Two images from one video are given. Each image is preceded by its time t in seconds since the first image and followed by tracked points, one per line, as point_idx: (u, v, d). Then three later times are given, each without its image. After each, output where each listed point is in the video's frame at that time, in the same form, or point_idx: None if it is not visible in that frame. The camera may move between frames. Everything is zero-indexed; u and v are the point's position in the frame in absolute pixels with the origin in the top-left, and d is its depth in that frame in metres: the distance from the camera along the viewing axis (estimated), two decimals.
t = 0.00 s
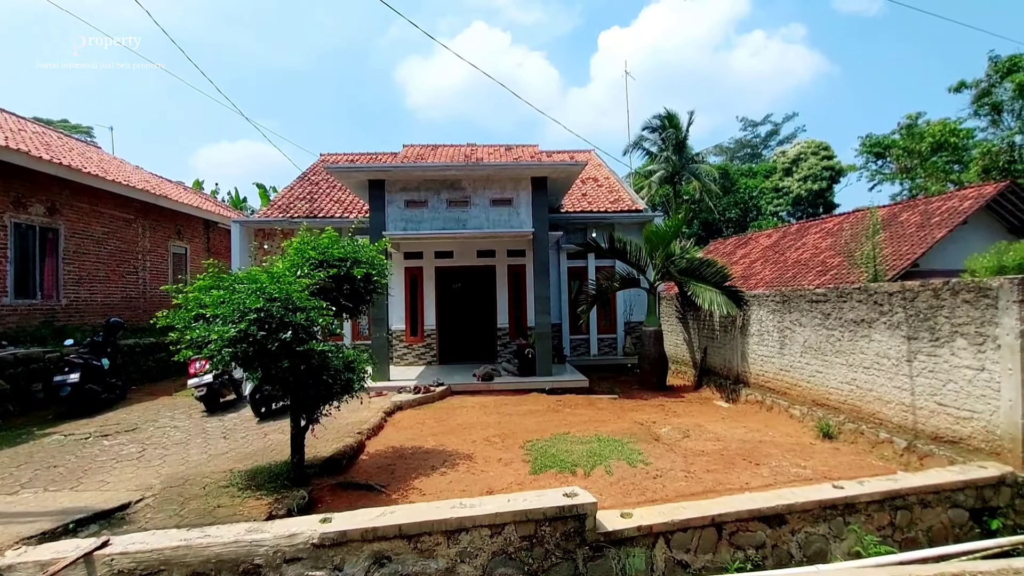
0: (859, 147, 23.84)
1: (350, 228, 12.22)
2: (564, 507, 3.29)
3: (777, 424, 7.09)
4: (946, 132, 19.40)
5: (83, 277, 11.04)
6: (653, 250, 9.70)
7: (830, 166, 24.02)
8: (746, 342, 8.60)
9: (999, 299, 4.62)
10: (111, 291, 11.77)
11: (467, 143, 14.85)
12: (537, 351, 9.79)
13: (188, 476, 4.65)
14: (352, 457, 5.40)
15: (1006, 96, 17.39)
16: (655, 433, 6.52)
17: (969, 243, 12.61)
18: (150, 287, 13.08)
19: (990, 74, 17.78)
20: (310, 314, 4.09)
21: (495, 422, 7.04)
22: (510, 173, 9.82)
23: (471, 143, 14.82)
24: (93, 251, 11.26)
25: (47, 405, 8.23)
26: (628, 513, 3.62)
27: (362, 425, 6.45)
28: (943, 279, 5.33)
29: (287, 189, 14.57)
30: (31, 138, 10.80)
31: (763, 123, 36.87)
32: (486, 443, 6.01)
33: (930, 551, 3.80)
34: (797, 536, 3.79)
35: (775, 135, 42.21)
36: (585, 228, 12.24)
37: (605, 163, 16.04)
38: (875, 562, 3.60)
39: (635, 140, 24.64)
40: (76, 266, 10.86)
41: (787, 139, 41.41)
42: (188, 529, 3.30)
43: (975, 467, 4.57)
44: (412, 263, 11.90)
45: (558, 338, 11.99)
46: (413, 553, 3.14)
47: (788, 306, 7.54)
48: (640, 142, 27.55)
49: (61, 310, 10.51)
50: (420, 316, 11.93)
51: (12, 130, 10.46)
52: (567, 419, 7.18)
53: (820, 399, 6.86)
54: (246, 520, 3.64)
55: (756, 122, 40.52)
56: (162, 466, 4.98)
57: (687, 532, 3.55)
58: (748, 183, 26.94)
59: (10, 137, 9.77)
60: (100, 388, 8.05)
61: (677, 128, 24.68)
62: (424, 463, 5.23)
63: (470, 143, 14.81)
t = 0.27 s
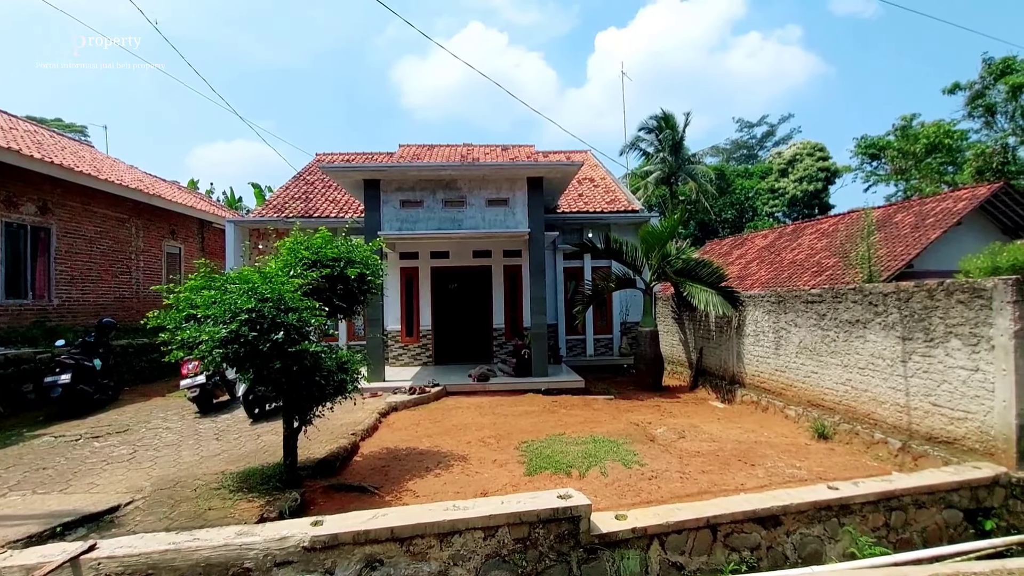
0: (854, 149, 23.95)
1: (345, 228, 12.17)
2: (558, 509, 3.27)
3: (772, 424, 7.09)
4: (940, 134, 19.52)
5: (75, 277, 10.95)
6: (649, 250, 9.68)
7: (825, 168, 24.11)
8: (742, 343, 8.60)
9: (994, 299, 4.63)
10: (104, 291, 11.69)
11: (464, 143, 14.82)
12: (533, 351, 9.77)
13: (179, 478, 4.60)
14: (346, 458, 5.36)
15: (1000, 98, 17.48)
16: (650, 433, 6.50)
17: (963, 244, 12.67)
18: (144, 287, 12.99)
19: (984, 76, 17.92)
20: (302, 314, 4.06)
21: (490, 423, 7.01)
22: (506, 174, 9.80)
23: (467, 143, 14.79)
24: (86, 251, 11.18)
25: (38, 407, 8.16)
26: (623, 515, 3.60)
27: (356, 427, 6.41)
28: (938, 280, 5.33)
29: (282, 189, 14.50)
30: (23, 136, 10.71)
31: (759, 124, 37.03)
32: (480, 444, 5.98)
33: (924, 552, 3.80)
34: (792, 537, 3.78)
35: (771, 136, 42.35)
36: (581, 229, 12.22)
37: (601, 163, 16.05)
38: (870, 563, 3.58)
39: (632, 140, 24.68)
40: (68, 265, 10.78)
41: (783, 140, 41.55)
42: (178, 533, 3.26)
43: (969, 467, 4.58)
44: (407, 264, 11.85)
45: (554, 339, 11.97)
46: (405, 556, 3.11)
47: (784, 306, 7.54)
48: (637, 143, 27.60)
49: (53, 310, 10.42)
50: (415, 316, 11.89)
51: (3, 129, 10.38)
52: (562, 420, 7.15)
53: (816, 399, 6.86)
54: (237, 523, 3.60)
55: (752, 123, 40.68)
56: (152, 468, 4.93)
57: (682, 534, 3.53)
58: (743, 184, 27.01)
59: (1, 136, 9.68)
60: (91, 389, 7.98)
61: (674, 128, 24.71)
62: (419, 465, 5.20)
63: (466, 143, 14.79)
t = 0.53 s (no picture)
0: (850, 150, 24.02)
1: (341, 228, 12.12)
2: (553, 511, 3.24)
3: (769, 425, 7.08)
4: (935, 135, 19.60)
5: (68, 276, 10.88)
6: (645, 250, 9.67)
7: (822, 169, 24.17)
8: (738, 343, 8.59)
9: (989, 300, 4.63)
10: (97, 291, 11.61)
11: (460, 143, 14.79)
12: (530, 351, 9.74)
13: (171, 480, 4.56)
14: (340, 459, 5.32)
15: (994, 99, 17.53)
16: (646, 434, 6.48)
17: (958, 245, 12.71)
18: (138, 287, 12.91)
19: (979, 78, 18.03)
20: (296, 314, 4.02)
21: (486, 423, 6.98)
22: (503, 174, 9.77)
23: (464, 143, 14.75)
24: (79, 250, 11.10)
25: (30, 407, 8.09)
26: (618, 516, 3.57)
27: (351, 427, 6.37)
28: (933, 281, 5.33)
29: (278, 189, 14.44)
30: (16, 135, 10.63)
31: (756, 125, 37.15)
32: (476, 445, 5.95)
33: (920, 553, 3.79)
34: (787, 539, 3.76)
35: (767, 136, 42.43)
36: (578, 229, 12.21)
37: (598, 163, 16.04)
38: (866, 565, 3.57)
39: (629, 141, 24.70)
40: (61, 265, 10.70)
41: (780, 141, 41.64)
42: (168, 535, 3.22)
43: (965, 468, 4.57)
44: (404, 264, 11.81)
45: (550, 339, 11.95)
46: (399, 558, 3.08)
47: (780, 307, 7.54)
48: (634, 143, 27.61)
49: (46, 310, 10.34)
50: (411, 317, 11.85)
51: None
52: (558, 420, 7.13)
53: (812, 400, 6.85)
54: (229, 525, 3.56)
55: (749, 124, 40.82)
56: (144, 470, 4.88)
57: (678, 535, 3.51)
58: (740, 185, 27.05)
59: None
60: (84, 389, 7.92)
61: (671, 129, 24.71)
62: (413, 466, 5.16)
63: (463, 143, 14.75)
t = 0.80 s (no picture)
0: (849, 149, 24.02)
1: (339, 227, 12.08)
2: (552, 512, 3.20)
3: (769, 425, 7.06)
4: (935, 134, 19.58)
5: (65, 275, 10.83)
6: (645, 250, 9.64)
7: (821, 168, 24.16)
8: (738, 343, 8.56)
9: (992, 299, 4.60)
10: (95, 290, 11.56)
11: (459, 142, 14.74)
12: (529, 351, 9.71)
13: (167, 481, 4.52)
14: (338, 460, 5.28)
15: (994, 99, 17.51)
16: (646, 434, 6.45)
17: (958, 244, 12.70)
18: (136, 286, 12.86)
19: (979, 77, 18.03)
20: (293, 314, 3.99)
21: (485, 424, 6.94)
22: (502, 173, 9.74)
23: (463, 142, 14.71)
24: (76, 250, 11.05)
25: (27, 408, 8.05)
26: (618, 518, 3.54)
27: (350, 428, 6.33)
28: (935, 280, 5.30)
29: (277, 189, 14.39)
30: (12, 134, 10.57)
31: (755, 125, 37.17)
32: (475, 445, 5.92)
33: (922, 554, 3.76)
34: (789, 540, 3.73)
35: (766, 136, 42.43)
36: (577, 228, 12.18)
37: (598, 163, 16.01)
38: (868, 566, 3.53)
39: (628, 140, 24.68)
40: (58, 265, 10.65)
41: (779, 141, 41.63)
42: (163, 538, 3.18)
43: (966, 469, 4.54)
44: (403, 263, 11.78)
45: (550, 339, 11.91)
46: (396, 561, 3.05)
47: (780, 306, 7.51)
48: (633, 143, 27.61)
49: (43, 310, 10.29)
50: (410, 316, 11.81)
51: None
52: (558, 420, 7.10)
53: (812, 399, 6.82)
54: (225, 527, 3.53)
55: (748, 124, 40.85)
56: (140, 471, 4.84)
57: (679, 537, 3.47)
58: (740, 184, 27.03)
59: None
60: (81, 390, 7.87)
61: (671, 128, 24.68)
62: (412, 467, 5.12)
63: (462, 142, 14.71)
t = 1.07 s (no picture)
0: (849, 149, 23.96)
1: (338, 227, 12.01)
2: (554, 515, 3.14)
3: (771, 425, 7.00)
4: (935, 134, 19.51)
5: (62, 275, 10.75)
6: (646, 249, 9.58)
7: (820, 168, 24.11)
8: (740, 342, 8.50)
9: (998, 298, 4.54)
10: (92, 290, 11.48)
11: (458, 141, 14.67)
12: (529, 351, 9.65)
13: (161, 483, 4.45)
14: (336, 462, 5.22)
15: (994, 98, 17.47)
16: (648, 435, 6.39)
17: (959, 244, 12.64)
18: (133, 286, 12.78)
19: (979, 76, 17.97)
20: (290, 313, 3.92)
21: (485, 424, 6.88)
22: (502, 172, 9.67)
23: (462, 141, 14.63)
24: (73, 250, 10.97)
25: (22, 408, 7.97)
26: (621, 520, 3.47)
27: (348, 429, 6.26)
28: (940, 279, 5.24)
29: (275, 189, 14.31)
30: (8, 132, 10.50)
31: (754, 124, 37.16)
32: (474, 446, 5.85)
33: (930, 557, 3.70)
34: (794, 543, 3.67)
35: (766, 136, 42.38)
36: (577, 228, 12.13)
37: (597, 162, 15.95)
38: (876, 569, 3.47)
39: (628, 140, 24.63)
40: (54, 264, 10.57)
41: (778, 141, 41.59)
42: (156, 542, 3.12)
43: (973, 469, 4.48)
44: (402, 263, 11.71)
45: (550, 339, 11.85)
46: (395, 565, 2.98)
47: (782, 305, 7.46)
48: (633, 142, 27.57)
49: (39, 310, 10.22)
50: (409, 316, 11.74)
51: None
52: (558, 421, 7.03)
53: (815, 399, 6.76)
54: (220, 531, 3.46)
55: (748, 124, 40.83)
56: (135, 473, 4.77)
57: (682, 540, 3.41)
58: (739, 184, 26.97)
59: None
60: (77, 390, 7.80)
61: (670, 128, 24.63)
62: (411, 468, 5.06)
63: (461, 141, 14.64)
